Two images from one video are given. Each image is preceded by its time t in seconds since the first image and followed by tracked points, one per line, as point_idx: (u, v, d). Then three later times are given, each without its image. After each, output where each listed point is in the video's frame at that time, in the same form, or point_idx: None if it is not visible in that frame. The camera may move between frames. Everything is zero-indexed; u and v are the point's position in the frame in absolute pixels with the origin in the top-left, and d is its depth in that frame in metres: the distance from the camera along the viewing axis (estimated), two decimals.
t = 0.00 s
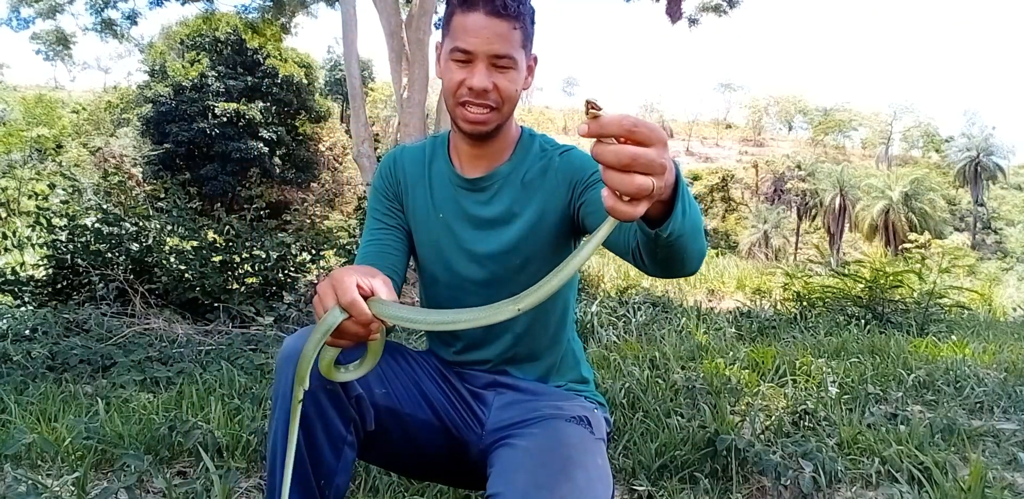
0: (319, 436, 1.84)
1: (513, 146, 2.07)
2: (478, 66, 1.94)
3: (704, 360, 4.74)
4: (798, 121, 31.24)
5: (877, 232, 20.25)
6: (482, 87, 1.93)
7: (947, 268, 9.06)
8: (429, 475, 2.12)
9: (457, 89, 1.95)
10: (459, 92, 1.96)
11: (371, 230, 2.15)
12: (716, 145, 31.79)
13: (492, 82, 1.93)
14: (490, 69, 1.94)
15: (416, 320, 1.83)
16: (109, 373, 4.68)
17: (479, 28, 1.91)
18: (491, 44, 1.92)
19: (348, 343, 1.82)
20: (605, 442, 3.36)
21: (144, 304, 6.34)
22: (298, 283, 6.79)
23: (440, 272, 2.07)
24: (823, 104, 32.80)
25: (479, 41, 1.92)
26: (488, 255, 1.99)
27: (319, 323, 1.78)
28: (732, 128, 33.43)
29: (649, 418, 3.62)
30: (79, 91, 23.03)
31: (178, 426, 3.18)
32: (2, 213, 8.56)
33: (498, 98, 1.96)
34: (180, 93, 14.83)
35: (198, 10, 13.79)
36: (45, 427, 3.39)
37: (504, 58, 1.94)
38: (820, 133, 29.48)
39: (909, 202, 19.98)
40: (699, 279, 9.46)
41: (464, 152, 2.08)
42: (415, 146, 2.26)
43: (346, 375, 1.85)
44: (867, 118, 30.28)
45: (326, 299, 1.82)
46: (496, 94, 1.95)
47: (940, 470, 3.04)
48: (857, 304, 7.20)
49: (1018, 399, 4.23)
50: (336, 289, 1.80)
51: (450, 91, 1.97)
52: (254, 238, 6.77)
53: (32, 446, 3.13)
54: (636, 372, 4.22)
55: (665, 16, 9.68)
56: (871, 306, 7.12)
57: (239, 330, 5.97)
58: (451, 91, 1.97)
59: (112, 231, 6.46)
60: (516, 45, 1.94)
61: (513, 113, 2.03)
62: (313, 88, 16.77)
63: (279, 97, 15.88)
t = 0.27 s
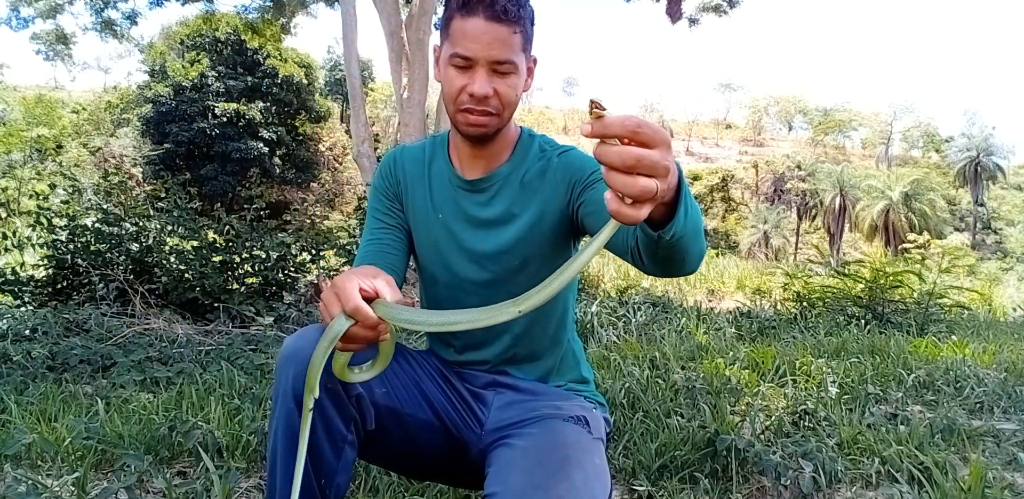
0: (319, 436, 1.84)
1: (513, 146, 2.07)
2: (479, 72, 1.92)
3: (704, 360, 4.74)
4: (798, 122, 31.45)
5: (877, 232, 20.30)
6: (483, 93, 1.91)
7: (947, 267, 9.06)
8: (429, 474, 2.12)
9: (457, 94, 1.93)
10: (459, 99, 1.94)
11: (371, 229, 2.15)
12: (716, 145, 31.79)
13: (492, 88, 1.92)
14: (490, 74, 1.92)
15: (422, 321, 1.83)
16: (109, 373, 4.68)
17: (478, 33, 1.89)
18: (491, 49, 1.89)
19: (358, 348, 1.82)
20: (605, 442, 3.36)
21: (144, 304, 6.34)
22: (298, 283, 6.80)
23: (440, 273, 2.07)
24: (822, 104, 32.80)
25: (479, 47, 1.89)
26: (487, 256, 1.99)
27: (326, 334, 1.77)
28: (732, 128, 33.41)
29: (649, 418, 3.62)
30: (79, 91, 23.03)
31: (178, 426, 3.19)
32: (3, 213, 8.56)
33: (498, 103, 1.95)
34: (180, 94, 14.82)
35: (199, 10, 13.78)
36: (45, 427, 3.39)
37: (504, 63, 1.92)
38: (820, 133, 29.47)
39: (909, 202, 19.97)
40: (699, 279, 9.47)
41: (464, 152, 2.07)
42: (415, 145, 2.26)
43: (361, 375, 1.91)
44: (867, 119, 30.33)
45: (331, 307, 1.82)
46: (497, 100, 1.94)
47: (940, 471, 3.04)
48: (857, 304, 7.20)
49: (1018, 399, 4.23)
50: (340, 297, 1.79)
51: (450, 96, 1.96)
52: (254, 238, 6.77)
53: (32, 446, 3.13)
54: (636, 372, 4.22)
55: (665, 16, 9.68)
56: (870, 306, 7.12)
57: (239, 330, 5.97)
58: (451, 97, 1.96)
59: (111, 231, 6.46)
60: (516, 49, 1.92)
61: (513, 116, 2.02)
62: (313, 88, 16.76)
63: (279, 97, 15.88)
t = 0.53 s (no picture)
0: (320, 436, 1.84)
1: (511, 146, 2.06)
2: (475, 76, 1.89)
3: (704, 360, 4.74)
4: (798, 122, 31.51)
5: (877, 232, 20.27)
6: (479, 99, 1.90)
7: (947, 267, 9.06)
8: (428, 474, 2.13)
9: (454, 99, 1.92)
10: (456, 103, 1.93)
11: (369, 228, 2.15)
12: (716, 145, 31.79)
13: (489, 93, 1.90)
14: (486, 78, 1.89)
15: (439, 326, 1.79)
16: (109, 373, 4.68)
17: (474, 37, 1.86)
18: (488, 54, 1.87)
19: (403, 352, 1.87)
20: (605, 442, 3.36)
21: (144, 304, 6.34)
22: (298, 283, 6.80)
23: (438, 273, 2.07)
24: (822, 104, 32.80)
25: (474, 51, 1.87)
26: (484, 256, 1.99)
27: (363, 364, 1.83)
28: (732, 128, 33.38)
29: (649, 418, 3.62)
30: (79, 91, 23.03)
31: (178, 426, 3.19)
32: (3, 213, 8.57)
33: (495, 107, 1.94)
34: (180, 93, 14.82)
35: (199, 10, 13.78)
36: (45, 427, 3.39)
37: (501, 68, 1.90)
38: (820, 133, 29.47)
39: (909, 202, 19.95)
40: (699, 278, 9.47)
41: (462, 153, 2.07)
42: (413, 145, 2.26)
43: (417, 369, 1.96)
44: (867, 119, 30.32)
45: (360, 334, 1.86)
46: (494, 104, 1.93)
47: (940, 470, 3.04)
48: (857, 304, 7.20)
49: (1019, 399, 4.23)
50: (361, 326, 1.82)
51: (446, 100, 1.94)
52: (254, 238, 6.78)
53: (32, 446, 3.13)
54: (635, 372, 4.22)
55: (665, 16, 9.67)
56: (871, 306, 7.12)
57: (239, 330, 5.97)
58: (447, 101, 1.94)
59: (111, 231, 6.46)
60: (513, 53, 1.90)
61: (511, 117, 2.01)
62: (313, 88, 16.76)
63: (279, 97, 15.87)
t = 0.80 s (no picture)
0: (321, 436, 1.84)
1: (509, 148, 2.06)
2: (470, 87, 1.87)
3: (704, 360, 4.74)
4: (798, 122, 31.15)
5: (877, 232, 20.23)
6: (474, 109, 1.89)
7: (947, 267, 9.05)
8: (428, 475, 2.12)
9: (450, 109, 1.92)
10: (452, 112, 1.92)
11: (368, 228, 2.15)
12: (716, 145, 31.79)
13: (484, 102, 1.89)
14: (482, 88, 1.87)
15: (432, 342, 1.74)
16: (109, 373, 4.68)
17: (468, 49, 1.83)
18: (482, 65, 1.84)
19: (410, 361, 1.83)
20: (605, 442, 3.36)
21: (144, 304, 6.34)
22: (298, 283, 6.80)
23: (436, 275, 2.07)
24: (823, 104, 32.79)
25: (468, 63, 1.84)
26: (483, 257, 2.00)
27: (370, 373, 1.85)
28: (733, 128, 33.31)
29: (649, 419, 3.62)
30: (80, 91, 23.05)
31: (178, 426, 3.19)
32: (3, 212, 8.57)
33: (491, 116, 1.92)
34: (180, 94, 14.82)
35: (198, 10, 13.77)
36: (45, 427, 3.39)
37: (496, 78, 1.87)
38: (820, 133, 29.44)
39: (909, 202, 19.92)
40: (699, 279, 9.46)
41: (459, 156, 2.07)
42: (411, 145, 2.26)
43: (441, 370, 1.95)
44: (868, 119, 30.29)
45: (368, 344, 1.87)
46: (489, 113, 1.92)
47: (940, 471, 3.04)
48: (857, 304, 7.20)
49: (1018, 399, 4.23)
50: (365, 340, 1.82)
51: (443, 109, 1.94)
52: (254, 238, 6.78)
53: (32, 446, 3.13)
54: (636, 372, 4.21)
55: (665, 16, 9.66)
56: (871, 306, 7.12)
57: (239, 330, 5.97)
58: (444, 109, 1.93)
59: (112, 231, 6.46)
60: (508, 62, 1.86)
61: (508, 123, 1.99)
62: (312, 88, 16.75)
63: (279, 97, 15.86)
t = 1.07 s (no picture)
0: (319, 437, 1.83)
1: (506, 148, 2.06)
2: (465, 90, 1.87)
3: (704, 360, 4.74)
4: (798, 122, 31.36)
5: (877, 231, 20.20)
6: (470, 113, 1.89)
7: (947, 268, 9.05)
8: (428, 476, 2.12)
9: (445, 113, 1.91)
10: (447, 116, 1.92)
11: (366, 228, 2.15)
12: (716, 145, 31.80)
13: (480, 106, 1.89)
14: (477, 92, 1.87)
15: (402, 333, 1.69)
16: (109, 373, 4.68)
17: (462, 54, 1.83)
18: (477, 70, 1.84)
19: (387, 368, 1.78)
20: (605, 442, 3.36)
21: (144, 304, 6.33)
22: (298, 283, 6.81)
23: (434, 275, 2.07)
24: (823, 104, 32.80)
25: (464, 67, 1.84)
26: (481, 258, 2.00)
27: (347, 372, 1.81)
28: (733, 128, 33.31)
29: (649, 419, 3.62)
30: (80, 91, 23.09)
31: (178, 426, 3.19)
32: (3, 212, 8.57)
33: (487, 119, 1.92)
34: (180, 94, 14.82)
35: (199, 10, 13.78)
36: (45, 427, 3.39)
37: (491, 81, 1.87)
38: (820, 133, 29.43)
39: (909, 202, 19.91)
40: (700, 279, 9.47)
41: (457, 157, 2.07)
42: (409, 146, 2.25)
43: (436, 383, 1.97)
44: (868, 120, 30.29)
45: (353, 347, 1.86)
46: (485, 116, 1.92)
47: (940, 471, 3.04)
48: (857, 304, 7.20)
49: (1018, 399, 4.23)
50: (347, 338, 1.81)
51: (439, 112, 1.93)
52: (254, 238, 6.78)
53: (32, 446, 3.13)
54: (636, 373, 4.21)
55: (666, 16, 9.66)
56: (871, 306, 7.12)
57: (239, 330, 5.97)
58: (439, 113, 1.93)
59: (112, 231, 6.46)
60: (503, 65, 1.86)
61: (504, 125, 1.99)
62: (312, 88, 16.74)
63: (279, 97, 15.85)
